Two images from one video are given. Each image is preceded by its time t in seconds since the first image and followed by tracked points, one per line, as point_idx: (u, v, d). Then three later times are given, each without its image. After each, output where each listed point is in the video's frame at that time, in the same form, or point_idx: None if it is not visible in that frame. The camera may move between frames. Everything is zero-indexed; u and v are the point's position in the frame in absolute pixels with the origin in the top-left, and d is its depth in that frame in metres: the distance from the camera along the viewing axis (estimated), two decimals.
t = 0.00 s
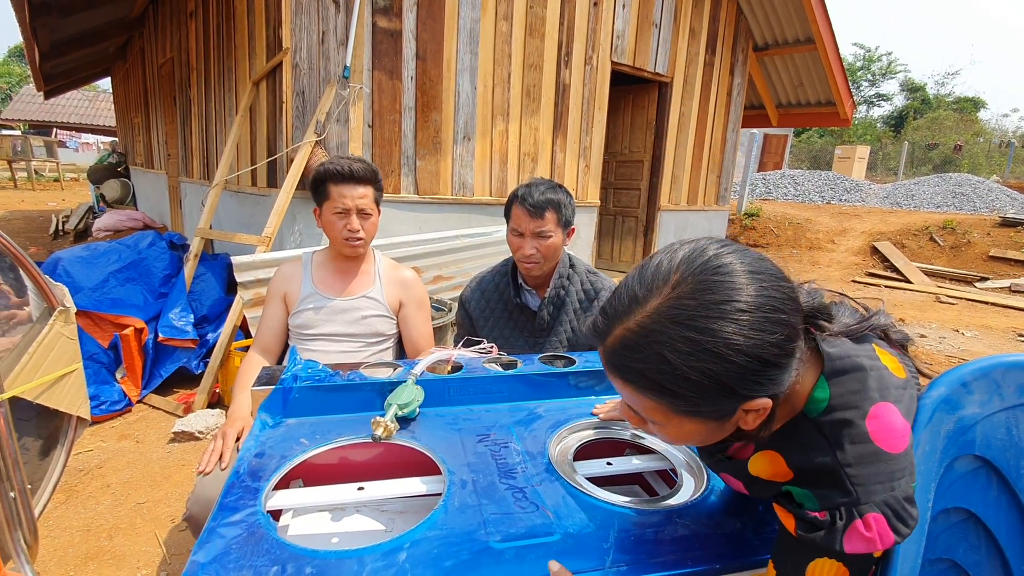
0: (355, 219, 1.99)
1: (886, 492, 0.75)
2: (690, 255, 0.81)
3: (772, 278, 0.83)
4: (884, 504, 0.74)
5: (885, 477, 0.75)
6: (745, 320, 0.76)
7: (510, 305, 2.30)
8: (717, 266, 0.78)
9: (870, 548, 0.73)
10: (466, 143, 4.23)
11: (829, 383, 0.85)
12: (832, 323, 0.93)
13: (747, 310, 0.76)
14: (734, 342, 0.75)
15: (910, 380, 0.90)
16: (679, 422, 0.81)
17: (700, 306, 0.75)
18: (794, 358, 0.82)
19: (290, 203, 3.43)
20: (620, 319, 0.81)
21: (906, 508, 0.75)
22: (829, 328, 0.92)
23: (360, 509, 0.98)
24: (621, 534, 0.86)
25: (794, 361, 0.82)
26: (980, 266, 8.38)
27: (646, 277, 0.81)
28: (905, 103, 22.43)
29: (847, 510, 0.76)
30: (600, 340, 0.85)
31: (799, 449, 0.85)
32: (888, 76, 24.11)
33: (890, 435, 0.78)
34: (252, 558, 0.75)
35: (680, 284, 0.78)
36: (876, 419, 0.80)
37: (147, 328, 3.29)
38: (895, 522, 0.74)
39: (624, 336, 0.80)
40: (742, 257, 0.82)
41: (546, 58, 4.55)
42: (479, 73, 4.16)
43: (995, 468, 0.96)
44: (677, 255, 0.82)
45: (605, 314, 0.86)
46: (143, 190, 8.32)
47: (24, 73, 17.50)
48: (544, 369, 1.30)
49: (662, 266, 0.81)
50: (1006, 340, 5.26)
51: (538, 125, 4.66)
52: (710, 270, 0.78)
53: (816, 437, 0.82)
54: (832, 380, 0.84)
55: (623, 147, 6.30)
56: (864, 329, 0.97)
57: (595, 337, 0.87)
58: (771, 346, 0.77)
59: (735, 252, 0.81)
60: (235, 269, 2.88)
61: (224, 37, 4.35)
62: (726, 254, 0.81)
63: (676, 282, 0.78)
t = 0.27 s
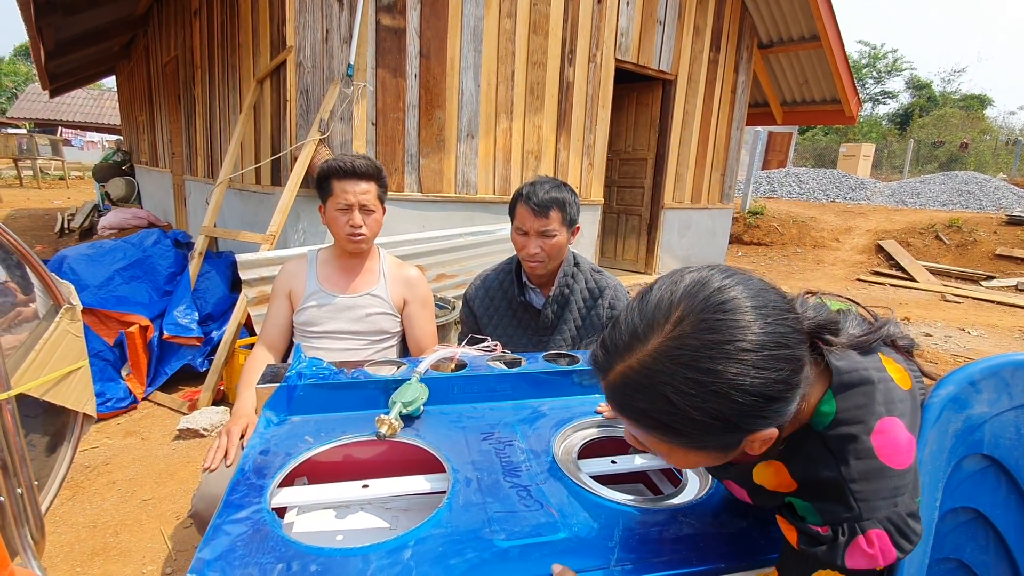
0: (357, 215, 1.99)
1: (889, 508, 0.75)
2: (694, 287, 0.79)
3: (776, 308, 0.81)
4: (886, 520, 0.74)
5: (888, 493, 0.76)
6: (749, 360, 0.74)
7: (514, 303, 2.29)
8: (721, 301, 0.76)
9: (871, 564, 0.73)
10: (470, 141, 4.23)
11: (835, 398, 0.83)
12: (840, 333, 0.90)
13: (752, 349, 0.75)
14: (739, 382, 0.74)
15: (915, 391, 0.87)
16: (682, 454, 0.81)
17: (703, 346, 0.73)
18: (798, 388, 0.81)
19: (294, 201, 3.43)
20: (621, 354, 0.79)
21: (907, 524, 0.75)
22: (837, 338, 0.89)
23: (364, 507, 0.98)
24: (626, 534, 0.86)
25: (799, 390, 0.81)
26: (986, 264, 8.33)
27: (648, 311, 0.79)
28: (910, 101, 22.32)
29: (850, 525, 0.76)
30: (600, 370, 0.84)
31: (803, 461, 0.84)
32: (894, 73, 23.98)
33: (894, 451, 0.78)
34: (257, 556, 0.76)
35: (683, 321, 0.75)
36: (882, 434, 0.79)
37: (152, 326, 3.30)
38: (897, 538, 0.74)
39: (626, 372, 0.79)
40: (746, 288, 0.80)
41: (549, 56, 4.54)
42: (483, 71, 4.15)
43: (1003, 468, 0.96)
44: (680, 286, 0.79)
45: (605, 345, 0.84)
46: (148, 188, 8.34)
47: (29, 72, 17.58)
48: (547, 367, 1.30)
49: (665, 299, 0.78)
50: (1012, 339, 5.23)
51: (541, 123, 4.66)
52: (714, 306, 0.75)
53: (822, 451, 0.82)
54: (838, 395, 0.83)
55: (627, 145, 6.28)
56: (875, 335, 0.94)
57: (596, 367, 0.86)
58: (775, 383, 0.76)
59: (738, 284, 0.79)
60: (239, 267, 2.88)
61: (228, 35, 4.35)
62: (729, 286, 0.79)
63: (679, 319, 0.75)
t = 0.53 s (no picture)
0: (361, 215, 1.99)
1: (886, 521, 0.75)
2: (691, 315, 0.76)
3: (776, 336, 0.78)
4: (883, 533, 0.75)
5: (886, 506, 0.76)
6: (746, 394, 0.72)
7: (516, 301, 2.29)
8: (718, 332, 0.74)
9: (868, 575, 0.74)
10: (472, 138, 4.23)
11: (835, 409, 0.82)
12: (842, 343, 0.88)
13: (749, 383, 0.73)
14: (735, 417, 0.72)
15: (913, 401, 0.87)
16: (679, 479, 0.81)
17: (698, 380, 0.72)
18: (799, 413, 0.79)
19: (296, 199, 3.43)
20: (616, 383, 0.79)
21: (904, 536, 0.76)
22: (839, 348, 0.87)
23: (366, 504, 0.98)
24: (627, 530, 0.86)
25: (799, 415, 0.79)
26: (990, 262, 8.29)
27: (643, 340, 0.77)
28: (915, 98, 22.21)
29: (847, 538, 0.77)
30: (596, 395, 0.83)
31: (802, 471, 0.84)
32: (898, 71, 23.87)
33: (892, 464, 0.78)
34: (259, 552, 0.76)
35: (677, 352, 0.74)
36: (880, 446, 0.79)
37: (155, 323, 3.32)
38: (893, 549, 0.75)
39: (620, 401, 0.78)
40: (745, 316, 0.77)
41: (552, 53, 4.53)
42: (485, 69, 4.15)
43: (1007, 466, 0.96)
44: (678, 315, 0.77)
45: (601, 370, 0.83)
46: (151, 186, 8.36)
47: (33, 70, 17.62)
48: (548, 365, 1.30)
49: (661, 329, 0.76)
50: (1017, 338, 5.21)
51: (544, 120, 4.65)
52: (710, 338, 0.73)
53: (821, 463, 0.81)
54: (838, 407, 0.82)
55: (630, 142, 6.27)
56: (876, 345, 0.91)
57: (593, 391, 0.85)
58: (773, 415, 0.74)
59: (735, 311, 0.77)
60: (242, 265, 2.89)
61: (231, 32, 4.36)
62: (726, 314, 0.76)
63: (675, 352, 0.74)
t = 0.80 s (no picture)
0: (361, 215, 2.00)
1: (880, 530, 0.76)
2: (689, 335, 0.75)
3: (775, 355, 0.77)
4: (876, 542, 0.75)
5: (880, 515, 0.76)
6: (742, 416, 0.72)
7: (517, 299, 2.29)
8: (716, 353, 0.73)
9: None
10: (473, 137, 4.23)
11: (830, 418, 0.82)
12: (838, 351, 0.87)
13: (746, 406, 0.72)
14: (732, 440, 0.72)
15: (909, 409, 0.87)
16: (676, 494, 0.81)
17: (694, 403, 0.71)
18: (794, 429, 0.79)
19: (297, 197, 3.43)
20: (612, 402, 0.78)
21: (896, 542, 0.77)
22: (835, 356, 0.86)
23: (366, 502, 0.98)
24: (627, 529, 0.86)
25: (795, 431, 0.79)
26: (993, 261, 8.27)
27: (639, 360, 0.76)
28: (917, 96, 22.14)
29: (840, 545, 0.77)
30: (593, 413, 0.83)
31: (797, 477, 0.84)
32: (901, 69, 23.80)
33: (887, 474, 0.78)
34: (259, 550, 0.76)
35: (673, 375, 0.73)
36: (874, 455, 0.79)
37: (157, 321, 3.32)
38: (885, 557, 0.76)
39: (615, 421, 0.78)
40: (743, 336, 0.76)
41: (553, 51, 4.52)
42: (486, 67, 4.14)
43: (1007, 465, 0.96)
44: (675, 334, 0.76)
45: (598, 387, 0.83)
46: (152, 184, 8.37)
47: (35, 68, 17.64)
48: (549, 363, 1.30)
49: (658, 349, 0.76)
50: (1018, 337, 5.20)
51: (545, 118, 4.65)
52: (708, 360, 0.72)
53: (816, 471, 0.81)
54: (834, 416, 0.82)
55: (631, 141, 6.26)
56: (874, 352, 0.91)
57: (589, 407, 0.85)
58: (769, 436, 0.74)
59: (732, 330, 0.75)
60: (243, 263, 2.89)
61: (232, 30, 4.36)
62: (722, 333, 0.75)
63: (671, 373, 0.73)
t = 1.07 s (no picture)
0: (362, 211, 2.00)
1: (881, 530, 0.76)
2: (693, 346, 0.76)
3: (780, 363, 0.78)
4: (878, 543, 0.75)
5: (881, 515, 0.76)
6: (751, 426, 0.72)
7: (519, 297, 2.30)
8: (722, 365, 0.73)
9: None
10: (475, 135, 4.23)
11: (832, 421, 0.83)
12: (839, 354, 0.88)
13: (755, 415, 0.72)
14: (741, 451, 0.72)
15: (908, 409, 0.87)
16: (684, 504, 0.81)
17: (703, 415, 0.72)
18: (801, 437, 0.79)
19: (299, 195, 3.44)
20: (619, 415, 0.78)
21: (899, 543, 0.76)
22: (834, 358, 0.88)
23: (370, 498, 0.99)
24: (629, 524, 0.86)
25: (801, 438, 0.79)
26: (997, 260, 8.24)
27: (645, 373, 0.76)
28: (921, 95, 22.07)
29: (841, 545, 0.78)
30: (599, 425, 0.83)
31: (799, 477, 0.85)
32: (904, 67, 23.72)
33: (888, 475, 0.78)
34: (264, 544, 0.77)
35: (681, 387, 0.73)
36: (875, 457, 0.79)
37: (160, 319, 3.33)
38: (887, 558, 0.75)
39: (623, 433, 0.78)
40: (748, 345, 0.77)
41: (556, 49, 4.52)
42: (488, 65, 4.14)
43: (1008, 462, 0.96)
44: (680, 347, 0.76)
45: (603, 400, 0.83)
46: (155, 182, 8.38)
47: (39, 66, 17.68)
48: (552, 362, 1.31)
49: (663, 362, 0.76)
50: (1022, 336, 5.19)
51: (547, 117, 4.65)
52: (714, 371, 0.73)
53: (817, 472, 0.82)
54: (835, 419, 0.83)
55: (634, 139, 6.25)
56: (875, 353, 0.91)
57: (595, 419, 0.85)
58: (779, 446, 0.74)
59: (738, 340, 0.76)
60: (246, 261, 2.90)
61: (235, 29, 4.36)
62: (728, 344, 0.76)
63: (678, 385, 0.73)
